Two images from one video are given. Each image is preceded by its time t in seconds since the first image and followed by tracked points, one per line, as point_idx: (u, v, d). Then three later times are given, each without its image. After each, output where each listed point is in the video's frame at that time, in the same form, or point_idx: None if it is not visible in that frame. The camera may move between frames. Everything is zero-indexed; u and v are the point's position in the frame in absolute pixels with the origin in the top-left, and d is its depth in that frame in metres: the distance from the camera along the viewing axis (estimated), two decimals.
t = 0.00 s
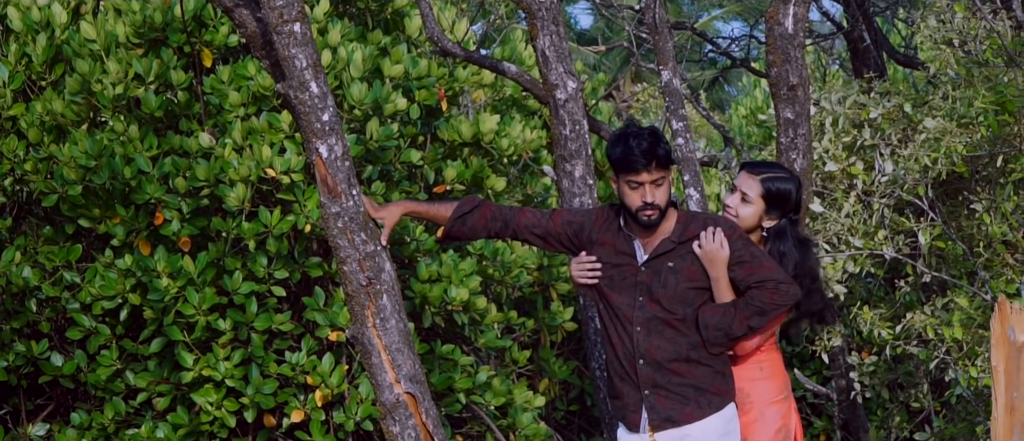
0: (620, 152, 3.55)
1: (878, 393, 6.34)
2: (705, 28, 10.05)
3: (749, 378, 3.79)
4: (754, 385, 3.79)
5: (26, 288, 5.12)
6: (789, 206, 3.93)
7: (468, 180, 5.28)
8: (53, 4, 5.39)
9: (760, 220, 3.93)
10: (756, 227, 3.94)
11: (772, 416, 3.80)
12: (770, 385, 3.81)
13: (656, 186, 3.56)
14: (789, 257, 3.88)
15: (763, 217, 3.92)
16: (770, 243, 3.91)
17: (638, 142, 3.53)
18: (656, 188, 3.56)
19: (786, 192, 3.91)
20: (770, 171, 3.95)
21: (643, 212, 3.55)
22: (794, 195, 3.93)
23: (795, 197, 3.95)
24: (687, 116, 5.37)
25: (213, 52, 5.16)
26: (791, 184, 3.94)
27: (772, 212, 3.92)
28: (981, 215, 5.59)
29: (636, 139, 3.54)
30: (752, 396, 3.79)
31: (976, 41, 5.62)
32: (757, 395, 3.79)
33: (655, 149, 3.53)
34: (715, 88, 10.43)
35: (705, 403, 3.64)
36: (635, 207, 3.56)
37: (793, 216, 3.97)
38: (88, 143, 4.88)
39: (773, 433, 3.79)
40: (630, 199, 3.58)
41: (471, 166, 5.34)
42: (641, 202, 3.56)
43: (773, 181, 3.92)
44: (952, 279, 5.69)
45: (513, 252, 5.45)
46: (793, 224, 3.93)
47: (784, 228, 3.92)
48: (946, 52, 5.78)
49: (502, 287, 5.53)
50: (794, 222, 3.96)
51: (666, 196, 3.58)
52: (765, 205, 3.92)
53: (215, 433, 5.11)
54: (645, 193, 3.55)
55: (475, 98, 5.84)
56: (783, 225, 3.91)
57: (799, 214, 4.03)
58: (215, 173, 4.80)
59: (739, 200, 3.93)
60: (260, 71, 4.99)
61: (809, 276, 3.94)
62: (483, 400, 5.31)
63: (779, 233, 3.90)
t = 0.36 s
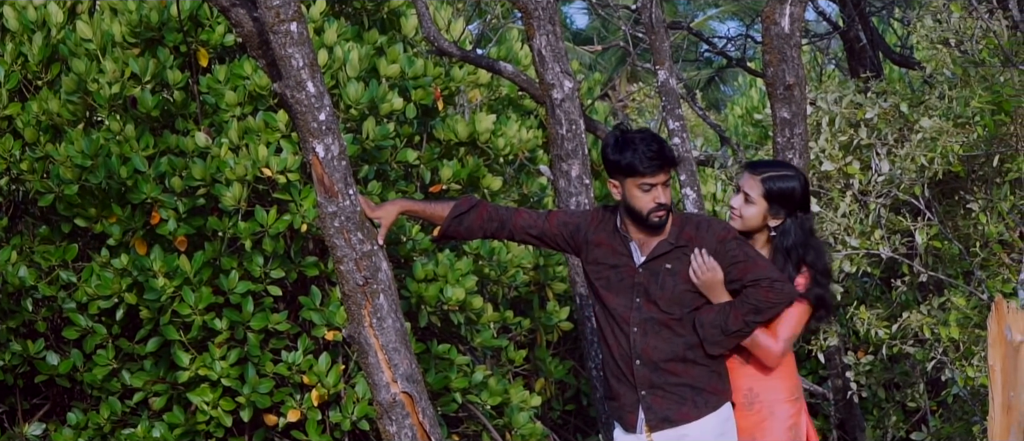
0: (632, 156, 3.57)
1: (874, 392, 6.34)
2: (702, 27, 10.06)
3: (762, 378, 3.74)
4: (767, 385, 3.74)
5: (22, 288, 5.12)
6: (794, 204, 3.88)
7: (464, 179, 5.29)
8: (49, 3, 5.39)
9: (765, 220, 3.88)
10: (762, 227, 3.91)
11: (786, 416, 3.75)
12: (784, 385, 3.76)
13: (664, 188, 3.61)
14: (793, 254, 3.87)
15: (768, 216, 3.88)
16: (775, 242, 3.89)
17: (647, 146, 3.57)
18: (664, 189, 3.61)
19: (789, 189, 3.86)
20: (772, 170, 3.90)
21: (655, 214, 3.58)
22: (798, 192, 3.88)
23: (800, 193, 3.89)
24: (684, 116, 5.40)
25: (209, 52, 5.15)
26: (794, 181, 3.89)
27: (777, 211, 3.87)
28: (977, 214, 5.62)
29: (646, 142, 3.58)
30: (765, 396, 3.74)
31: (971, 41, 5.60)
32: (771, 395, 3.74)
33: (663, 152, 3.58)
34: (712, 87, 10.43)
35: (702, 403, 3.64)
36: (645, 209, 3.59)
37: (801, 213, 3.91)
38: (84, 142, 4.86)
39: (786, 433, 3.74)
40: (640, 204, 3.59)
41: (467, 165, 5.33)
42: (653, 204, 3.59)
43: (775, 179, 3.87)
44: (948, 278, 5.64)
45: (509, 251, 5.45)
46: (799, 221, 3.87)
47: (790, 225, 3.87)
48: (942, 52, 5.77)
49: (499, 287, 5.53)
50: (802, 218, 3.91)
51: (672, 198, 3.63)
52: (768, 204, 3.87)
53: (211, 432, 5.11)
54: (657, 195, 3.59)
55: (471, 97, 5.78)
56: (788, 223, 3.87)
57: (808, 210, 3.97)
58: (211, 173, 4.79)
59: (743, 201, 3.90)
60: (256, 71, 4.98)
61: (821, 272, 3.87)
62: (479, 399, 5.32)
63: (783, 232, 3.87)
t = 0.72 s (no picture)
0: (645, 154, 3.59)
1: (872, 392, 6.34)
2: (699, 27, 10.07)
3: (797, 379, 3.77)
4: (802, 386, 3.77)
5: (20, 288, 5.11)
6: (812, 201, 3.77)
7: (462, 179, 5.28)
8: (47, 3, 5.39)
9: (782, 219, 3.80)
10: (782, 227, 3.84)
11: (816, 417, 3.80)
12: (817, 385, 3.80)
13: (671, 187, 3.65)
14: (812, 252, 3.72)
15: (785, 216, 3.79)
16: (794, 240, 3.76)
17: (660, 145, 3.60)
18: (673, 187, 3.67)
19: (804, 187, 3.76)
20: (788, 168, 3.80)
21: (666, 212, 3.62)
22: (816, 189, 3.77)
23: (818, 190, 3.78)
24: (682, 115, 5.41)
25: (207, 52, 5.15)
26: (811, 178, 3.78)
27: (794, 209, 3.78)
28: (976, 214, 5.62)
29: (657, 141, 3.61)
30: (797, 397, 3.77)
31: (971, 41, 5.65)
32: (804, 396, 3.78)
33: (674, 151, 3.62)
34: (709, 87, 10.45)
35: (701, 402, 3.66)
36: (656, 207, 3.62)
37: (822, 209, 3.81)
38: (82, 141, 4.85)
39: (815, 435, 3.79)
40: (653, 202, 3.62)
41: (465, 165, 5.33)
42: (666, 203, 3.63)
43: (789, 178, 3.78)
44: (947, 278, 5.66)
45: (507, 251, 5.46)
46: (818, 219, 3.76)
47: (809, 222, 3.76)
48: (941, 52, 5.81)
49: (496, 286, 5.53)
50: (822, 215, 3.80)
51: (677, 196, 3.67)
52: (783, 206, 3.78)
53: (208, 432, 5.11)
54: (668, 193, 3.63)
55: (469, 97, 5.79)
56: (806, 221, 3.76)
57: (831, 205, 3.85)
58: (209, 172, 4.78)
59: (759, 203, 3.84)
60: (254, 70, 4.98)
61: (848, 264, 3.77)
62: (477, 399, 5.33)
63: (801, 231, 3.75)
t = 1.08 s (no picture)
0: (648, 153, 3.65)
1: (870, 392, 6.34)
2: (698, 27, 10.08)
3: (828, 375, 3.77)
4: (832, 383, 3.77)
5: (18, 288, 5.11)
6: (826, 192, 3.73)
7: (460, 179, 5.28)
8: (45, 3, 5.39)
9: (799, 212, 3.78)
10: (801, 220, 3.81)
11: (847, 415, 3.78)
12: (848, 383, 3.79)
13: (672, 186, 3.71)
14: (829, 243, 3.69)
15: (800, 208, 3.77)
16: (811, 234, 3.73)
17: (662, 144, 3.66)
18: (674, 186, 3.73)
19: (815, 178, 3.72)
20: (799, 161, 3.77)
21: (668, 210, 3.68)
22: (828, 180, 3.73)
23: (831, 180, 3.74)
24: (681, 115, 5.41)
25: (205, 51, 5.15)
26: (824, 169, 3.74)
27: (809, 201, 3.75)
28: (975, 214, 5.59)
29: (660, 140, 3.67)
30: (826, 394, 3.77)
31: (970, 41, 5.70)
32: (834, 393, 3.77)
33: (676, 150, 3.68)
34: (707, 87, 10.46)
35: (699, 401, 3.71)
36: (658, 206, 3.67)
37: (839, 199, 3.76)
38: (80, 141, 4.85)
39: (845, 432, 3.78)
40: (656, 200, 3.68)
41: (463, 165, 5.32)
42: (668, 200, 3.69)
43: (801, 170, 3.75)
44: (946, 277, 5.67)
45: (505, 251, 5.46)
46: (833, 209, 3.72)
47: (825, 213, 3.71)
48: (939, 52, 5.86)
49: (494, 286, 5.53)
50: (840, 205, 3.74)
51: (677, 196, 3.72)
52: (797, 199, 3.75)
53: (206, 432, 5.11)
54: (669, 192, 3.69)
55: (467, 97, 5.80)
56: (820, 212, 3.72)
57: (850, 194, 3.80)
58: (207, 173, 4.77)
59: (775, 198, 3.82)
60: (252, 70, 4.98)
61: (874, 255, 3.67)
62: (475, 399, 5.33)
63: (817, 223, 3.71)
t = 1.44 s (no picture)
0: (641, 151, 3.65)
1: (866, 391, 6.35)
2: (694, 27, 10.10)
3: (831, 372, 3.81)
4: (835, 380, 3.80)
5: (14, 287, 5.10)
6: (832, 183, 3.74)
7: (457, 178, 5.27)
8: (41, 2, 5.39)
9: (806, 204, 3.79)
10: (807, 213, 3.81)
11: (850, 413, 3.80)
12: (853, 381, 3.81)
13: (666, 184, 3.71)
14: (837, 236, 3.71)
15: (806, 201, 3.78)
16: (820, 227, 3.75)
17: (656, 142, 3.65)
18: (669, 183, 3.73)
19: (821, 170, 3.73)
20: (804, 153, 3.78)
21: (662, 208, 3.68)
22: (834, 171, 3.74)
23: (837, 171, 3.75)
24: (678, 115, 5.41)
25: (201, 51, 5.14)
26: (829, 160, 3.75)
27: (815, 193, 3.76)
28: (971, 214, 5.61)
29: (652, 138, 3.67)
30: (830, 391, 3.80)
31: (965, 41, 5.65)
32: (837, 390, 3.80)
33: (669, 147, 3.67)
34: (703, 86, 10.47)
35: (694, 401, 3.71)
36: (653, 204, 3.68)
37: (845, 190, 3.77)
38: (77, 141, 4.85)
39: (847, 430, 3.80)
40: (650, 198, 3.68)
41: (459, 164, 5.31)
42: (662, 198, 3.69)
43: (806, 162, 3.76)
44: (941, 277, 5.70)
45: (502, 251, 5.46)
46: (839, 200, 3.73)
47: (831, 203, 3.73)
48: (936, 52, 5.83)
49: (491, 286, 5.53)
50: (846, 196, 3.76)
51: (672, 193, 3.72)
52: (804, 192, 3.76)
53: (203, 432, 5.10)
54: (664, 190, 3.70)
55: (462, 97, 5.84)
56: (827, 203, 3.74)
57: (857, 185, 3.81)
58: (204, 172, 4.77)
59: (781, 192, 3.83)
60: (249, 70, 4.97)
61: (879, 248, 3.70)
62: (472, 399, 5.32)
63: (824, 214, 3.73)
